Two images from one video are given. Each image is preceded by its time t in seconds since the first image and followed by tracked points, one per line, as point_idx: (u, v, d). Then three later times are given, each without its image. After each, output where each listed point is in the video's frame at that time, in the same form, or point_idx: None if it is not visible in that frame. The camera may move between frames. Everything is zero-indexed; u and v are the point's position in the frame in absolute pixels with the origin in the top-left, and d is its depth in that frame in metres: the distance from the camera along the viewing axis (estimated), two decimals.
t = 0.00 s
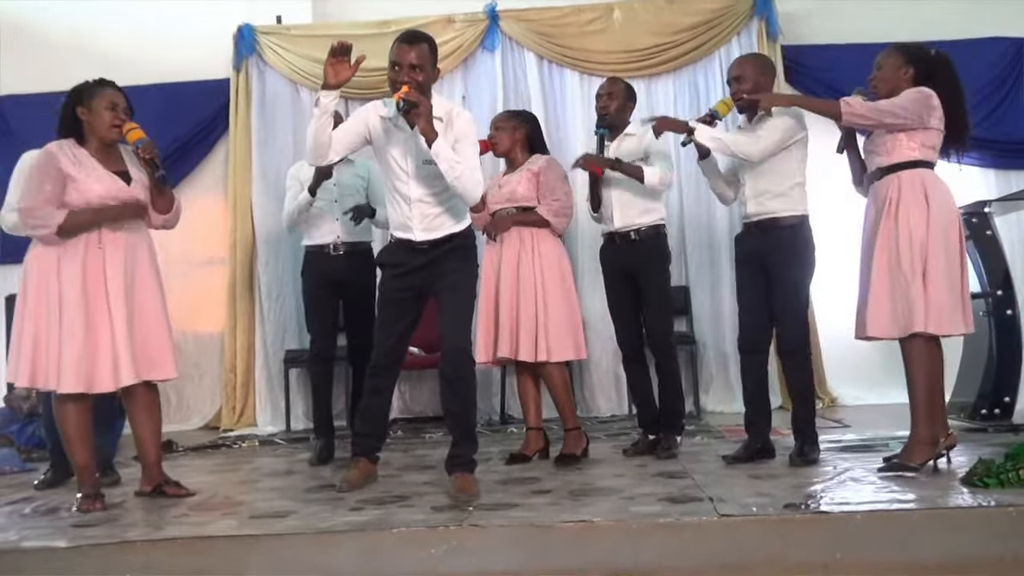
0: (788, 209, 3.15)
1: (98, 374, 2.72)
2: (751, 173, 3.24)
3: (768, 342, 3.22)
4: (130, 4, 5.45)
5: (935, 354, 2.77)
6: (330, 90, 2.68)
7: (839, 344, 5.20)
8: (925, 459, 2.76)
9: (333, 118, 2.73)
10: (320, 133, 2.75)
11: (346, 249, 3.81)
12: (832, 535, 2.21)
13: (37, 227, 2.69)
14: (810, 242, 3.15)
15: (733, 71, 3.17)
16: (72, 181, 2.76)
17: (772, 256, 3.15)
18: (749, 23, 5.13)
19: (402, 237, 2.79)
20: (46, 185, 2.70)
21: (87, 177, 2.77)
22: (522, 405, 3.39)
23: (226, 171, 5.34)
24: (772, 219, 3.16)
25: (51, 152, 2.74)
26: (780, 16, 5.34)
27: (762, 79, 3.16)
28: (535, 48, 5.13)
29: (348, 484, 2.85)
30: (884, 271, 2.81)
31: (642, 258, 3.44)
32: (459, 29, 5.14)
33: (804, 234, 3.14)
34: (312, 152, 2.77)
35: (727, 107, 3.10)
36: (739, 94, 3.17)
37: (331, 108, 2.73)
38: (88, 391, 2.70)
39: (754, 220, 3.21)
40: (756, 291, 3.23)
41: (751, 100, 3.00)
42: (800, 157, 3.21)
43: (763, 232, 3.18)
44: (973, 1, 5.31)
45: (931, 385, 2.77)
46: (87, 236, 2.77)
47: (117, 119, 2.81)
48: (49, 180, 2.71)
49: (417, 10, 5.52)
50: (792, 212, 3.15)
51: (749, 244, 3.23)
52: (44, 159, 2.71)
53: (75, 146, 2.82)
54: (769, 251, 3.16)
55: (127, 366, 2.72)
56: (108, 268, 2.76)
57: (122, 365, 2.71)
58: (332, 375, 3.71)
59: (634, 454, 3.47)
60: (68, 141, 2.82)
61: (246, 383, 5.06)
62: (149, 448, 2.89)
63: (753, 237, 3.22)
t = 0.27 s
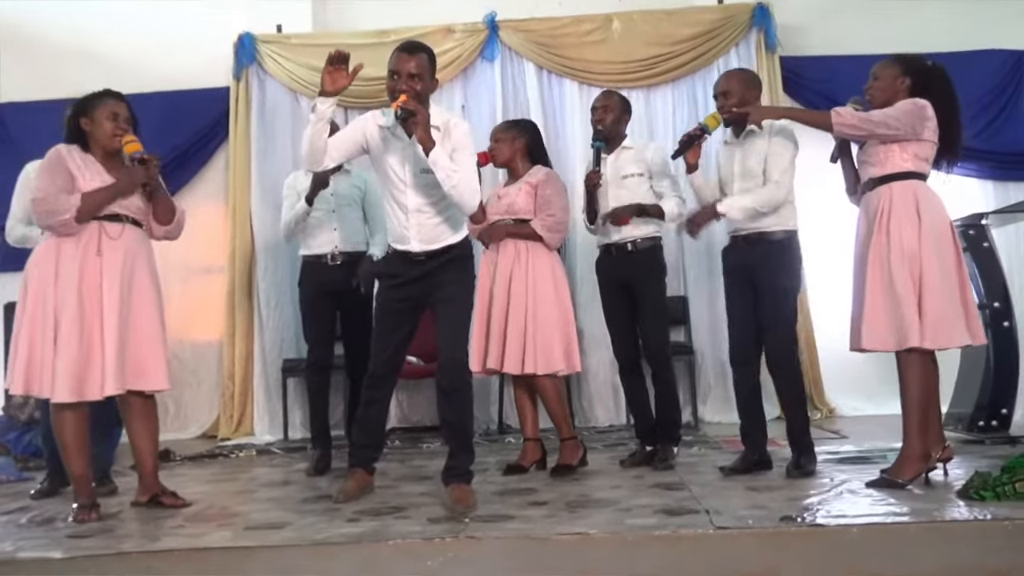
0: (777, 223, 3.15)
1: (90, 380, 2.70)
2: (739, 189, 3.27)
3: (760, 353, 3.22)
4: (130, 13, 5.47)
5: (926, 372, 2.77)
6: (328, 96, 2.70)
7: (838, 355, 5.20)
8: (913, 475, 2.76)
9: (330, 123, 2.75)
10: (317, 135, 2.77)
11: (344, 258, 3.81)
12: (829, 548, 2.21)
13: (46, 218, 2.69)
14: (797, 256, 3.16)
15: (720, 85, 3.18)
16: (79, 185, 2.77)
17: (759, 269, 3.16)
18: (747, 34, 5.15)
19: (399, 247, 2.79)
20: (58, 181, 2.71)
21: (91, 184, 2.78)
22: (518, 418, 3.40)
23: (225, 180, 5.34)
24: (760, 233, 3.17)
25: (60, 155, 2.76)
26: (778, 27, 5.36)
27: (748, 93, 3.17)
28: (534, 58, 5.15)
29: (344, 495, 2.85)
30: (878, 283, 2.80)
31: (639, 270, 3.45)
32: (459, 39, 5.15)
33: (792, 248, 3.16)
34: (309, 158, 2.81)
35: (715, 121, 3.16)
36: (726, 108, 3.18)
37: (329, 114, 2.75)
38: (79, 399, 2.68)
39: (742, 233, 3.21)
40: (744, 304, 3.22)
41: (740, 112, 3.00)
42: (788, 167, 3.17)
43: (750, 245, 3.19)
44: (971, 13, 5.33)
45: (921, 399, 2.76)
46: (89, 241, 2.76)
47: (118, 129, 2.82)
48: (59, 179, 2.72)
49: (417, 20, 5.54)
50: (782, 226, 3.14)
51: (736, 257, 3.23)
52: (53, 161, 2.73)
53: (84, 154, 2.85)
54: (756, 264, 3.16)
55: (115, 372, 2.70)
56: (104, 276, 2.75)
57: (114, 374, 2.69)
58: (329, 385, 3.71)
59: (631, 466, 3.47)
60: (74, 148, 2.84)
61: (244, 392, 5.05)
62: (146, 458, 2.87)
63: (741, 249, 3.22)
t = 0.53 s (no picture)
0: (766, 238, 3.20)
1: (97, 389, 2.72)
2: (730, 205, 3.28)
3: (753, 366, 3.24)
4: (133, 24, 5.50)
5: (925, 389, 2.77)
6: (331, 99, 2.74)
7: (836, 368, 5.20)
8: (910, 489, 2.76)
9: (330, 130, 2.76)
10: (317, 142, 2.78)
11: (342, 270, 3.82)
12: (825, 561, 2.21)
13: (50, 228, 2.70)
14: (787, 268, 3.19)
15: (711, 101, 3.21)
16: (80, 195, 2.78)
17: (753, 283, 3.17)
18: (746, 48, 5.18)
19: (398, 258, 2.80)
20: (59, 191, 2.73)
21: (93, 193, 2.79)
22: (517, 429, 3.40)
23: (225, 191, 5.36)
24: (751, 247, 3.20)
25: (61, 167, 2.78)
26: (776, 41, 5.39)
27: (740, 109, 3.20)
28: (533, 71, 5.17)
29: (342, 506, 2.85)
30: (869, 294, 2.81)
31: (637, 282, 3.45)
32: (459, 51, 5.18)
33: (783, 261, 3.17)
34: (306, 167, 2.80)
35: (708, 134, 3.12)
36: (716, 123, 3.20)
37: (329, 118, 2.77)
38: (87, 407, 2.70)
39: (733, 248, 3.24)
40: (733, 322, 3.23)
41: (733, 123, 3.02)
42: (784, 186, 3.16)
43: (742, 259, 3.20)
44: (968, 28, 5.36)
45: (920, 413, 2.75)
46: (91, 248, 2.77)
47: (116, 138, 2.83)
48: (60, 189, 2.73)
49: (417, 32, 5.57)
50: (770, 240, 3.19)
51: (724, 272, 3.24)
52: (54, 173, 2.75)
53: (84, 164, 2.86)
54: (750, 279, 3.18)
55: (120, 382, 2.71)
56: (107, 285, 2.76)
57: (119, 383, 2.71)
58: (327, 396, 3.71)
59: (629, 478, 3.47)
60: (75, 159, 2.86)
61: (242, 403, 5.05)
62: (144, 468, 2.87)
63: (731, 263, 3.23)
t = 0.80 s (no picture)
0: (763, 245, 3.21)
1: (105, 394, 2.73)
2: (730, 213, 3.27)
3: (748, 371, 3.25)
4: (133, 30, 5.52)
5: (924, 398, 2.76)
6: (336, 98, 2.76)
7: (834, 373, 5.21)
8: (909, 495, 2.76)
9: (332, 127, 2.78)
10: (317, 136, 2.80)
11: (341, 274, 3.83)
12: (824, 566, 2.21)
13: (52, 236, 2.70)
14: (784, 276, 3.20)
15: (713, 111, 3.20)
16: (82, 200, 2.79)
17: (753, 290, 3.18)
18: (745, 54, 5.19)
19: (397, 262, 2.81)
20: (60, 199, 2.73)
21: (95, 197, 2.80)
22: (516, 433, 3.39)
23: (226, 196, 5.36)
24: (748, 254, 3.20)
25: (61, 173, 2.78)
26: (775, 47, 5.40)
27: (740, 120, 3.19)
28: (533, 77, 5.18)
29: (341, 511, 2.85)
30: (867, 297, 2.81)
31: (637, 287, 3.46)
32: (458, 57, 5.19)
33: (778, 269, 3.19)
34: (305, 158, 2.81)
35: (706, 144, 3.19)
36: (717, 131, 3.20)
37: (333, 117, 2.78)
38: (95, 411, 2.71)
39: (731, 256, 3.24)
40: (726, 327, 3.24)
41: (730, 126, 3.03)
42: (786, 196, 3.22)
43: (739, 268, 3.21)
44: (966, 35, 5.38)
45: (920, 421, 2.75)
46: (95, 252, 2.78)
47: (114, 142, 2.84)
48: (61, 196, 2.73)
49: (417, 38, 5.58)
50: (766, 248, 3.21)
51: (722, 280, 3.25)
52: (55, 179, 2.75)
53: (84, 169, 2.87)
54: (750, 286, 3.18)
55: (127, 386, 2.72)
56: (111, 289, 2.76)
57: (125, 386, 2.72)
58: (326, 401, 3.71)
59: (629, 483, 3.48)
60: (75, 165, 2.87)
61: (241, 408, 5.05)
62: (144, 472, 2.87)
63: (728, 273, 3.23)
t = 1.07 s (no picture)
0: (764, 248, 3.23)
1: (110, 396, 2.72)
2: (732, 214, 3.28)
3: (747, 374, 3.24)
4: (134, 35, 5.54)
5: (925, 402, 2.76)
6: (323, 96, 2.73)
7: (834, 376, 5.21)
8: (909, 497, 2.76)
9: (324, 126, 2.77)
10: (312, 141, 2.78)
11: (341, 278, 3.83)
12: (824, 568, 2.22)
13: (55, 239, 2.69)
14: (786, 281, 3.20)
15: (722, 114, 3.24)
16: (84, 205, 2.80)
17: (755, 295, 3.19)
18: (744, 58, 5.20)
19: (398, 266, 2.81)
20: (63, 205, 2.73)
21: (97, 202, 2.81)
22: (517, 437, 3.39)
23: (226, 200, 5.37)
24: (751, 258, 3.22)
25: (62, 179, 2.79)
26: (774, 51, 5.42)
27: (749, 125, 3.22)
28: (533, 81, 5.19)
29: (341, 514, 2.85)
30: (868, 300, 2.82)
31: (638, 291, 3.46)
32: (458, 61, 5.21)
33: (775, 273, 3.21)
34: (305, 163, 2.79)
35: (715, 143, 3.18)
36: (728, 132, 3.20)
37: (323, 116, 2.77)
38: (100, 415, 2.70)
39: (733, 259, 3.25)
40: (728, 332, 3.24)
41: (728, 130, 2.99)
42: (789, 198, 3.25)
43: (742, 272, 3.22)
44: (964, 39, 5.40)
45: (918, 426, 2.75)
46: (98, 256, 2.79)
47: (112, 146, 2.85)
48: (63, 202, 2.74)
49: (417, 43, 5.59)
50: (768, 251, 3.22)
51: (723, 283, 3.25)
52: (56, 185, 2.76)
53: (84, 175, 2.88)
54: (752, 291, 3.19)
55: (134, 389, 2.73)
56: (115, 293, 2.77)
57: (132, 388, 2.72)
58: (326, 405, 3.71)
59: (629, 486, 3.48)
60: (75, 171, 2.88)
61: (241, 412, 5.06)
62: (145, 476, 2.87)
63: (731, 276, 3.24)
